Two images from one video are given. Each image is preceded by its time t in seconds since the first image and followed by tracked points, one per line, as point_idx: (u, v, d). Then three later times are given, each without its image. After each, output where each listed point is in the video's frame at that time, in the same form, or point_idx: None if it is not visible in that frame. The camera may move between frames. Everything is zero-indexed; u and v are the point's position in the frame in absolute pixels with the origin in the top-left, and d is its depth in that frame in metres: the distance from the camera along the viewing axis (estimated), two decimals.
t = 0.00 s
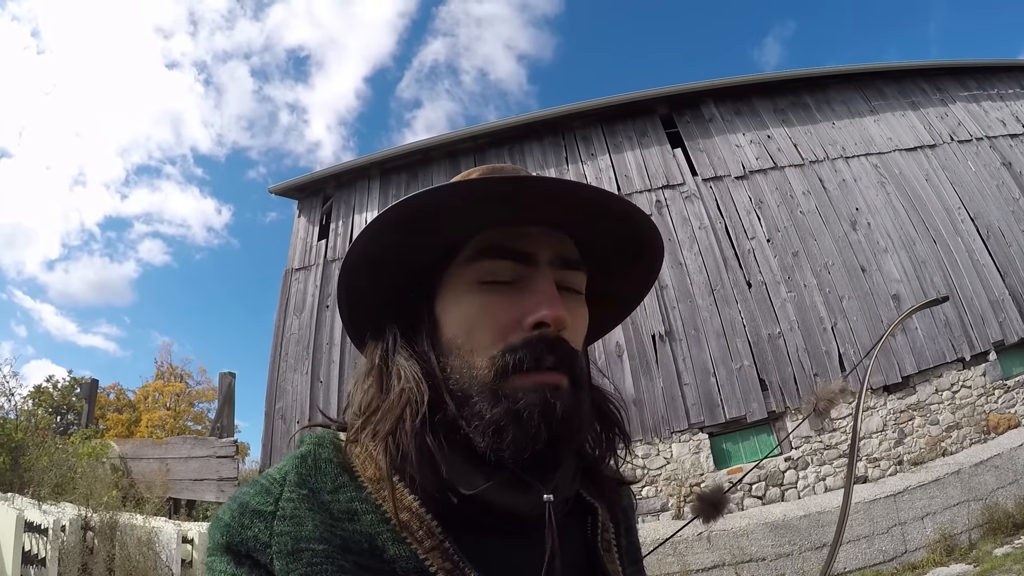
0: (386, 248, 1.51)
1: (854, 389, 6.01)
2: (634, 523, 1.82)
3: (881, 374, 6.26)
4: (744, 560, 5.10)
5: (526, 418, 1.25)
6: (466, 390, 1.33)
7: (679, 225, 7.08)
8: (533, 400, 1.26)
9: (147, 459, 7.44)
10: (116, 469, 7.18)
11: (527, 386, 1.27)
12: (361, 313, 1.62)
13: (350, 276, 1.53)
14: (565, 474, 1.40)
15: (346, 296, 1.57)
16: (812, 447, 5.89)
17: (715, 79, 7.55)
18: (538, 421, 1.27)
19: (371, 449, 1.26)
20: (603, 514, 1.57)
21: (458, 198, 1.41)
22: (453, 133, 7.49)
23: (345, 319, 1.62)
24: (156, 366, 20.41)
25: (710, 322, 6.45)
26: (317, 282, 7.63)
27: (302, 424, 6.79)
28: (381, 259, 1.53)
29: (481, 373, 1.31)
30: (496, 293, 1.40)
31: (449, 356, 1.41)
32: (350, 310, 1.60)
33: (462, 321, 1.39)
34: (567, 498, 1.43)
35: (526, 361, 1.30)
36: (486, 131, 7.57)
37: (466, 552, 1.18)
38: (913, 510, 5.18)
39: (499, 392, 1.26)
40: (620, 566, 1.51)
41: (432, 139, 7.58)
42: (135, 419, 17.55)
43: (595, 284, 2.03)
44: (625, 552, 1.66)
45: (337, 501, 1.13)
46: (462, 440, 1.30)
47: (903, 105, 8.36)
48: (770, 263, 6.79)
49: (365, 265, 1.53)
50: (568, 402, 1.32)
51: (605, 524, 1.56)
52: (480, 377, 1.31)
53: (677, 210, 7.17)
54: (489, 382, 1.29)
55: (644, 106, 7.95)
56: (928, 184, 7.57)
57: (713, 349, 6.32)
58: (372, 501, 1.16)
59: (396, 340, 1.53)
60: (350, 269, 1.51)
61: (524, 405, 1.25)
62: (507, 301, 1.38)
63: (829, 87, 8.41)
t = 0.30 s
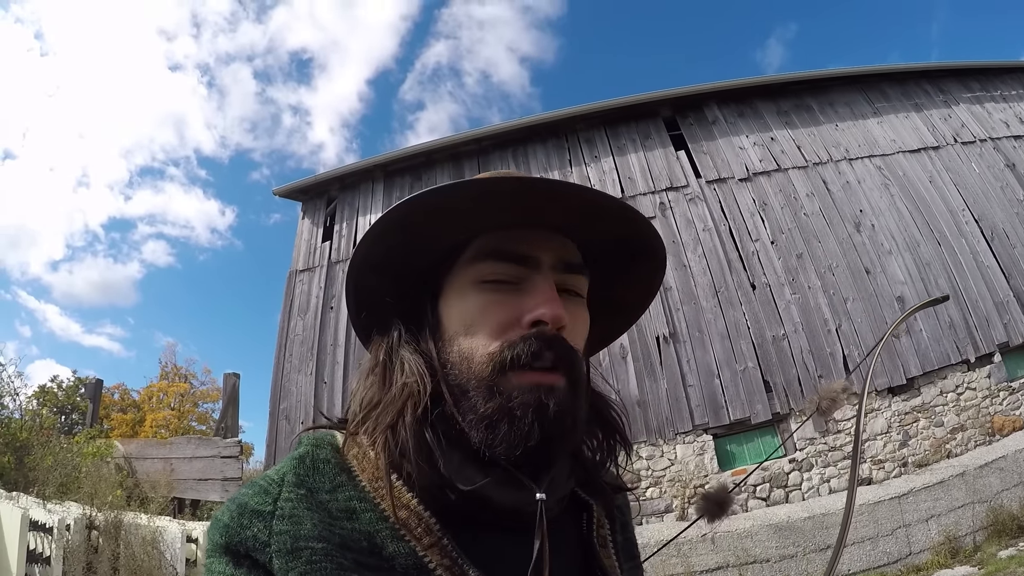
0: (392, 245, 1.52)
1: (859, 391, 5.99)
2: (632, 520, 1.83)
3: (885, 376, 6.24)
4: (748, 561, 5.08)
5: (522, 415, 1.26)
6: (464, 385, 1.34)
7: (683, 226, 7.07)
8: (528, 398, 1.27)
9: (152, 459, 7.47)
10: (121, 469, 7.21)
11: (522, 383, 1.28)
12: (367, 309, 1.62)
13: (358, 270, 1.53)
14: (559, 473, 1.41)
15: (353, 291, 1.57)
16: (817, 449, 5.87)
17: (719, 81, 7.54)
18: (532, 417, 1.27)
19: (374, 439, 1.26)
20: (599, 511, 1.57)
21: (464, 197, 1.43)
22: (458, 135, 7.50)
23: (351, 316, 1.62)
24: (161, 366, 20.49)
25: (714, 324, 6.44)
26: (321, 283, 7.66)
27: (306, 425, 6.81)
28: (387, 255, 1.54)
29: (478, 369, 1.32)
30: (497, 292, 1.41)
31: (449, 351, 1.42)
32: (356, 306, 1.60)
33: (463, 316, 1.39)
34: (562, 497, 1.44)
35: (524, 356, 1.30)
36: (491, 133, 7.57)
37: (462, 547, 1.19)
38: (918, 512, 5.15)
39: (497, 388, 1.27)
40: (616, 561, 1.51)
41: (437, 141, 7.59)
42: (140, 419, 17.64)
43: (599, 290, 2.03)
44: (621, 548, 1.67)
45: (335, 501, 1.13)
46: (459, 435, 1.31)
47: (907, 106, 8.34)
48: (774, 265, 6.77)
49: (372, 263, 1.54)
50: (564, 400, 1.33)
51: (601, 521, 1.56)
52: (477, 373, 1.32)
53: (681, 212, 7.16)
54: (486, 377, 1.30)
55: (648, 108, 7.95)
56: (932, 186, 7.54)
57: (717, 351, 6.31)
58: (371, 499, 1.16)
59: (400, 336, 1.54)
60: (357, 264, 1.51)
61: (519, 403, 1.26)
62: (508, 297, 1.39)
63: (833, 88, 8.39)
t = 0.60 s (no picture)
0: (391, 250, 1.51)
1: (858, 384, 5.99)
2: (626, 513, 1.81)
3: (883, 370, 6.26)
4: (747, 554, 5.11)
5: (545, 388, 1.36)
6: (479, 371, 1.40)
7: (681, 220, 7.05)
8: (547, 373, 1.37)
9: (152, 455, 7.48)
10: (121, 466, 7.20)
11: (537, 362, 1.37)
12: (359, 313, 1.59)
13: (356, 275, 1.52)
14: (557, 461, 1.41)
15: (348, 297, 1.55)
16: (815, 442, 5.89)
17: (717, 75, 7.51)
18: (554, 388, 1.38)
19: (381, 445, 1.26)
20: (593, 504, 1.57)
21: (469, 200, 1.46)
22: (456, 129, 7.48)
23: (341, 320, 1.60)
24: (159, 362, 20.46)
25: (713, 318, 6.44)
26: (319, 278, 7.64)
27: (305, 421, 6.82)
28: (386, 260, 1.53)
29: (495, 354, 1.40)
30: (507, 283, 1.46)
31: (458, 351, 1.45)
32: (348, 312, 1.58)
33: (473, 314, 1.44)
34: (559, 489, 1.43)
35: (539, 338, 1.40)
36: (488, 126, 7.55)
37: (461, 540, 1.18)
38: (916, 505, 5.18)
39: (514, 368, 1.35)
40: (610, 557, 1.51)
41: (435, 134, 7.57)
42: (139, 415, 17.66)
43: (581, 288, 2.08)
44: (615, 542, 1.68)
45: (334, 500, 1.12)
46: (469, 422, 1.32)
47: (905, 100, 8.32)
48: (772, 259, 6.77)
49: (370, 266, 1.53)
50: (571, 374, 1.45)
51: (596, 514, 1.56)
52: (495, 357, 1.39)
53: (679, 205, 7.15)
54: (503, 361, 1.38)
55: (646, 102, 7.92)
56: (930, 180, 7.53)
57: (715, 344, 6.32)
58: (369, 497, 1.15)
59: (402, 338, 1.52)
60: (356, 269, 1.50)
61: (539, 377, 1.35)
62: (517, 293, 1.44)
63: (831, 81, 8.36)
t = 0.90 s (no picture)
0: (415, 247, 1.40)
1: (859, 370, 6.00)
2: (628, 506, 1.81)
3: (884, 354, 6.26)
4: (748, 539, 5.16)
5: (579, 390, 1.37)
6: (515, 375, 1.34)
7: (681, 205, 7.02)
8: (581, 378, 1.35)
9: (155, 449, 7.52)
10: (124, 459, 7.24)
11: (570, 370, 1.34)
12: (369, 311, 1.49)
13: (376, 273, 1.41)
14: (561, 460, 1.42)
15: (361, 294, 1.44)
16: (815, 426, 5.90)
17: (716, 58, 7.42)
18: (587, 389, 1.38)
19: (411, 464, 1.19)
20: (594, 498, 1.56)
21: (504, 201, 1.38)
22: (454, 115, 7.40)
23: (347, 327, 1.49)
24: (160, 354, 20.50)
25: (713, 302, 6.44)
26: (318, 268, 7.62)
27: (306, 411, 6.83)
28: (409, 259, 1.42)
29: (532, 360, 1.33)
30: (540, 289, 1.39)
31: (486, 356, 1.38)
32: (358, 310, 1.46)
33: (505, 318, 1.36)
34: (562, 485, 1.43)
35: (576, 347, 1.36)
36: (486, 112, 7.47)
37: (464, 538, 1.18)
38: (916, 490, 5.21)
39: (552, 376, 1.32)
40: (611, 550, 1.50)
41: (433, 121, 7.49)
42: (141, 408, 17.74)
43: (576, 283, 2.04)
44: (617, 535, 1.68)
45: (333, 498, 1.12)
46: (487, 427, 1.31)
47: (906, 83, 8.24)
48: (772, 243, 6.74)
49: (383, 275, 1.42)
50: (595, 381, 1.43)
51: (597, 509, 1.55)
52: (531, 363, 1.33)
53: (678, 190, 7.10)
54: (541, 367, 1.33)
55: (644, 86, 7.84)
56: (931, 163, 7.49)
57: (715, 329, 6.33)
58: (368, 495, 1.14)
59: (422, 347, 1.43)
60: (378, 266, 1.39)
61: (578, 381, 1.35)
62: (549, 295, 1.38)
63: (832, 64, 8.27)
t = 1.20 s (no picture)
0: (415, 249, 1.39)
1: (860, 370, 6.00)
2: (630, 506, 1.81)
3: (885, 353, 6.25)
4: (749, 540, 5.15)
5: (584, 400, 1.35)
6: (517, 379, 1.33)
7: (681, 205, 7.02)
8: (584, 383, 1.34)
9: (156, 452, 7.52)
10: (126, 463, 7.23)
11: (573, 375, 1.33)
12: (370, 311, 1.48)
13: (377, 274, 1.40)
14: (564, 464, 1.41)
15: (362, 296, 1.43)
16: (817, 426, 5.88)
17: (715, 57, 7.43)
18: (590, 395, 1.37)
19: (411, 467, 1.19)
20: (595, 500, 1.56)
21: (508, 202, 1.37)
22: (454, 116, 7.41)
23: (348, 327, 1.48)
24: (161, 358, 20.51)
25: (713, 302, 6.44)
26: (318, 270, 7.62)
27: (307, 414, 6.83)
28: (410, 261, 1.42)
29: (534, 364, 1.32)
30: (543, 291, 1.39)
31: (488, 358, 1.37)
32: (358, 312, 1.46)
33: (508, 321, 1.35)
34: (564, 487, 1.43)
35: (578, 352, 1.36)
36: (486, 113, 7.48)
37: (466, 539, 1.18)
38: (918, 489, 5.20)
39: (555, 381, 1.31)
40: (613, 552, 1.50)
41: (432, 122, 7.50)
42: (142, 411, 17.75)
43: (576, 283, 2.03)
44: (619, 535, 1.68)
45: (334, 499, 1.12)
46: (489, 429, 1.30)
47: (905, 82, 8.24)
48: (773, 242, 6.74)
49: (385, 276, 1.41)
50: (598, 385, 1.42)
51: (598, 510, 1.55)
52: (534, 367, 1.32)
53: (678, 190, 7.11)
54: (545, 372, 1.32)
55: (644, 86, 7.85)
56: (931, 162, 7.48)
57: (716, 329, 6.32)
58: (369, 496, 1.14)
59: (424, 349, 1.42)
60: (378, 269, 1.39)
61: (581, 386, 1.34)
62: (553, 298, 1.38)
63: (831, 63, 8.27)
